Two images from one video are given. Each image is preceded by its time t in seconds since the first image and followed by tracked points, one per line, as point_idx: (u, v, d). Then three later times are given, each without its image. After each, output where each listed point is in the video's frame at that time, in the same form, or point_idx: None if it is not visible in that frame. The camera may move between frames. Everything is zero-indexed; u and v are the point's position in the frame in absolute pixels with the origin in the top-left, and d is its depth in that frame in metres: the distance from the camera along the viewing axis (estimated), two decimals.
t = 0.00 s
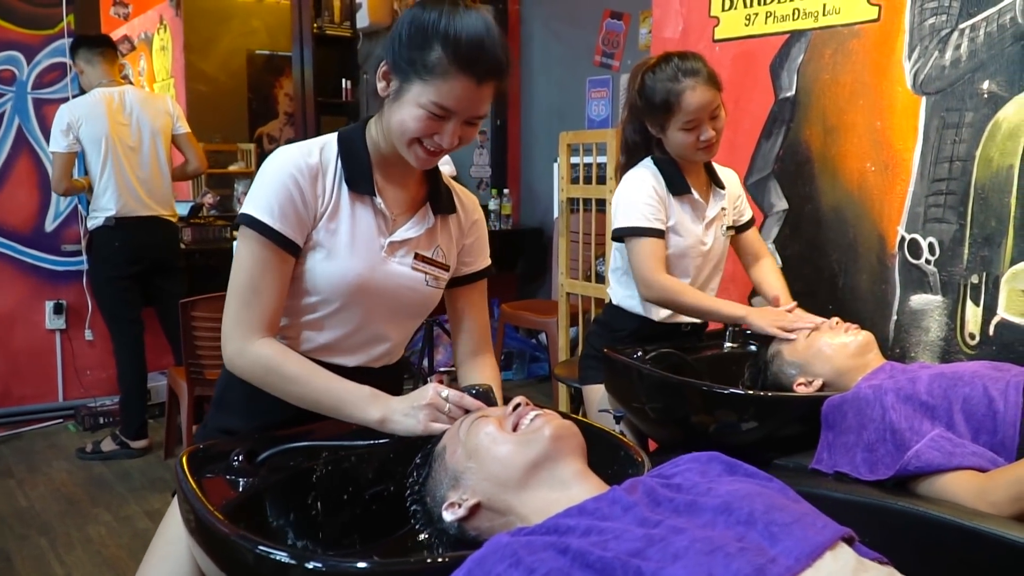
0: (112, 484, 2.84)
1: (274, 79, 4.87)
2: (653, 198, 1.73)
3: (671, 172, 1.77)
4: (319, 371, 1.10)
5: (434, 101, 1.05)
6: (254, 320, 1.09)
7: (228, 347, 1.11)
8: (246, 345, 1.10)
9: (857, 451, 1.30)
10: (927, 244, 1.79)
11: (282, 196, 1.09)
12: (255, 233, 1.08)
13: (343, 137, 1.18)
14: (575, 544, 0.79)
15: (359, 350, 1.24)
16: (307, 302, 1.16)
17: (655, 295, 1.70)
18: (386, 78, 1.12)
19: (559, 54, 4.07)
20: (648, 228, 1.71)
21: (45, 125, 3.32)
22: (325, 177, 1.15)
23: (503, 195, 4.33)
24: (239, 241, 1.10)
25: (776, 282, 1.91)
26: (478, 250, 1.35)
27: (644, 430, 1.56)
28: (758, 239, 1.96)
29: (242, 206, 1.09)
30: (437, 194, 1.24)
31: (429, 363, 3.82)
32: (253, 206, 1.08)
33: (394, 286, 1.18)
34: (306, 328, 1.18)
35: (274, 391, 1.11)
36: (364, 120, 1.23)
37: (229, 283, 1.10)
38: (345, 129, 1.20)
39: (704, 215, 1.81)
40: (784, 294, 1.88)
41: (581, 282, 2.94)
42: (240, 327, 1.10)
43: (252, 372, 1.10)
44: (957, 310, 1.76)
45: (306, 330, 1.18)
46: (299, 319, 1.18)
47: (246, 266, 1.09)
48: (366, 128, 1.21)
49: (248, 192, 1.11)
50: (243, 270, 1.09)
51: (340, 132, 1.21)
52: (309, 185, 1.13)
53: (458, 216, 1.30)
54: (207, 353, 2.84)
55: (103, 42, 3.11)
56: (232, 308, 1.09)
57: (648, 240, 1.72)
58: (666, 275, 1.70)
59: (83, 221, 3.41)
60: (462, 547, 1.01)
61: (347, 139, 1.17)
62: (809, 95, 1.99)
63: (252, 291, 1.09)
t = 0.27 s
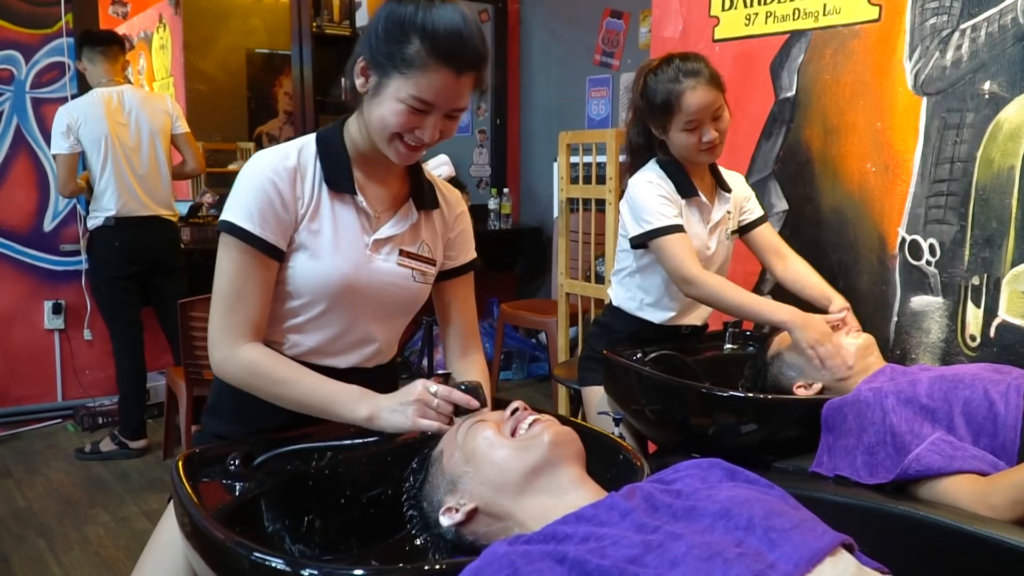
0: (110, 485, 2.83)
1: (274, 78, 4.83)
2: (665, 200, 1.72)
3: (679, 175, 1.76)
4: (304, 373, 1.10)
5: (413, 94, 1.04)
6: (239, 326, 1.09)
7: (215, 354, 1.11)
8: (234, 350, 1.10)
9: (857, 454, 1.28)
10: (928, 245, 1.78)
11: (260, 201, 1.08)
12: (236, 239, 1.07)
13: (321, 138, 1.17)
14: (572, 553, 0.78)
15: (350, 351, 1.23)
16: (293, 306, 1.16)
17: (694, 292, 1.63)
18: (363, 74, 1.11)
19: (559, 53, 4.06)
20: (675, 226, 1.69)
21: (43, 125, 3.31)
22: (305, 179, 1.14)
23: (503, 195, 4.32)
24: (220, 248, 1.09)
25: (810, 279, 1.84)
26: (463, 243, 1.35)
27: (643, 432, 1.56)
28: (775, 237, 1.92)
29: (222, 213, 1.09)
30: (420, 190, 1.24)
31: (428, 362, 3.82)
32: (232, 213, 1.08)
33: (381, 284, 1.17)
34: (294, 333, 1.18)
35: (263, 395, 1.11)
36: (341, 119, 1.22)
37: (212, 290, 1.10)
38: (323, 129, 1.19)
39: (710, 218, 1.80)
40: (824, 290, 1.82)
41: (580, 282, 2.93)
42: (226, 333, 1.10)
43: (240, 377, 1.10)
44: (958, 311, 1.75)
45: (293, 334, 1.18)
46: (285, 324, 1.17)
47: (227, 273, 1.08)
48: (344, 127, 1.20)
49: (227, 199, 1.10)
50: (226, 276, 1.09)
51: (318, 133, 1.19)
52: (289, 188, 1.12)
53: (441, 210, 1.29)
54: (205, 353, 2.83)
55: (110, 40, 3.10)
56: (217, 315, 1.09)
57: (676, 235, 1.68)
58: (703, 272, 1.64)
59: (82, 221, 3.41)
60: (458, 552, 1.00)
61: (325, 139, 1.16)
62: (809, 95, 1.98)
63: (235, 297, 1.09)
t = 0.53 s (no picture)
0: (109, 480, 2.83)
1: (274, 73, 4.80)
2: (674, 195, 1.71)
3: (685, 169, 1.75)
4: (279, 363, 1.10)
5: (362, 70, 1.04)
6: (212, 325, 1.09)
7: (190, 356, 1.10)
8: (208, 350, 1.09)
9: (857, 449, 1.28)
10: (928, 240, 1.78)
11: (219, 198, 1.07)
12: (201, 239, 1.07)
13: (274, 129, 1.16)
14: (569, 551, 0.77)
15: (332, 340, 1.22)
16: (266, 302, 1.15)
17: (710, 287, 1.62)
18: (309, 57, 1.10)
19: (558, 48, 4.04)
20: (684, 221, 1.68)
21: (42, 119, 3.30)
22: (264, 172, 1.13)
23: (503, 190, 4.31)
24: (186, 251, 1.09)
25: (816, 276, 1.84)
26: (433, 212, 1.36)
27: (642, 427, 1.55)
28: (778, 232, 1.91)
29: (183, 216, 1.08)
30: (379, 166, 1.25)
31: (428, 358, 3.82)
32: (193, 213, 1.07)
33: (352, 268, 1.17)
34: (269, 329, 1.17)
35: (244, 392, 1.10)
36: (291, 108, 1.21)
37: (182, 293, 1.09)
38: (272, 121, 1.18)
39: (715, 214, 1.80)
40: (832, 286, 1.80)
41: (580, 277, 2.93)
42: (201, 334, 1.09)
43: (219, 375, 1.09)
44: (958, 306, 1.75)
45: (269, 330, 1.17)
46: (260, 320, 1.17)
47: (195, 273, 1.08)
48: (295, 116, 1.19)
49: (187, 201, 1.09)
50: (194, 277, 1.08)
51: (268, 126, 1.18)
52: (249, 182, 1.11)
53: (405, 183, 1.31)
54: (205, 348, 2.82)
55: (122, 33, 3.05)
56: (189, 317, 1.09)
57: (686, 231, 1.67)
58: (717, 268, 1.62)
59: (80, 216, 3.40)
60: (455, 546, 1.00)
61: (278, 130, 1.16)
62: (809, 89, 1.97)
63: (205, 298, 1.08)
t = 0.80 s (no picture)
0: (109, 478, 2.83)
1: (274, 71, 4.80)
2: (660, 193, 1.71)
3: (677, 164, 1.76)
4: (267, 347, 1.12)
5: (306, 68, 1.01)
6: (195, 329, 1.11)
7: (181, 362, 1.12)
8: (194, 352, 1.11)
9: (855, 447, 1.28)
10: (926, 237, 1.78)
11: (180, 203, 1.07)
12: (169, 245, 1.07)
13: (231, 130, 1.15)
14: (564, 548, 0.77)
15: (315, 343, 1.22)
16: (244, 306, 1.16)
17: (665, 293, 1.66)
18: (253, 58, 1.08)
19: (558, 45, 4.04)
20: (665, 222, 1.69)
21: (41, 117, 3.30)
22: (225, 174, 1.12)
23: (502, 188, 4.31)
24: (156, 259, 1.10)
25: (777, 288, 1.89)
26: (401, 201, 1.35)
27: (641, 425, 1.56)
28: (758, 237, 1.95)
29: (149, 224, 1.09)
30: (345, 157, 1.24)
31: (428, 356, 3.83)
32: (157, 220, 1.07)
33: (323, 265, 1.17)
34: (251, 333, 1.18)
35: (240, 381, 1.13)
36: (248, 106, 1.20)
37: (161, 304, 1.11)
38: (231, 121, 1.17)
39: (708, 210, 1.80)
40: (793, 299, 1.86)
41: (579, 275, 2.94)
42: (186, 338, 1.11)
43: (211, 372, 1.11)
44: (956, 304, 1.75)
45: (251, 335, 1.18)
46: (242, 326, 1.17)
47: (170, 282, 1.09)
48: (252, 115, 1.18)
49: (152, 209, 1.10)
50: (169, 284, 1.09)
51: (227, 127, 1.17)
52: (210, 185, 1.10)
53: (372, 173, 1.30)
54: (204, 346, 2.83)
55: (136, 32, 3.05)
56: (171, 325, 1.11)
57: (660, 234, 1.69)
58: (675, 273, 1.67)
59: (80, 214, 3.41)
60: (453, 542, 1.00)
61: (235, 130, 1.15)
62: (808, 87, 1.97)
63: (183, 303, 1.10)
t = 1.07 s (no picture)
0: (107, 477, 2.83)
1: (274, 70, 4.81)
2: (644, 190, 1.71)
3: (666, 161, 1.76)
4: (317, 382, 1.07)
5: (273, 67, 1.01)
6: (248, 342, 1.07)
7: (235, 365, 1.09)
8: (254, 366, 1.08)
9: (850, 445, 1.28)
10: (923, 236, 1.78)
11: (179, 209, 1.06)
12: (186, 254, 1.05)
13: (212, 130, 1.13)
14: (553, 544, 0.78)
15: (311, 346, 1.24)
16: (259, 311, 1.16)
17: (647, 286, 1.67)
18: (220, 59, 1.08)
19: (557, 45, 4.05)
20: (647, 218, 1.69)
21: (39, 117, 3.30)
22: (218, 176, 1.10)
23: (500, 187, 4.31)
24: (173, 273, 1.07)
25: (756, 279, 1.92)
26: (383, 193, 1.35)
27: (637, 424, 1.56)
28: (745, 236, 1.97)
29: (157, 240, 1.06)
30: (328, 153, 1.23)
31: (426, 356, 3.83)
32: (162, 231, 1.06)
33: (318, 264, 1.18)
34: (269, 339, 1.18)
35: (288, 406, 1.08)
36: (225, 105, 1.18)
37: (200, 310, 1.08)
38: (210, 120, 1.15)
39: (696, 204, 1.80)
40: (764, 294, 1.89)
41: (577, 274, 2.95)
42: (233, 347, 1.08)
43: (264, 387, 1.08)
44: (952, 303, 1.75)
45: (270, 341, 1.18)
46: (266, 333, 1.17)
47: (206, 289, 1.06)
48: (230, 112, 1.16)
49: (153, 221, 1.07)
50: (206, 292, 1.06)
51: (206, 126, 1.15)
52: (205, 190, 1.09)
53: (356, 167, 1.29)
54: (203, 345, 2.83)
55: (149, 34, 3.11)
56: (213, 331, 1.08)
57: (637, 231, 1.70)
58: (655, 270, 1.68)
59: (78, 214, 3.41)
60: (447, 541, 0.99)
61: (217, 129, 1.13)
62: (804, 86, 1.97)
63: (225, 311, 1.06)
